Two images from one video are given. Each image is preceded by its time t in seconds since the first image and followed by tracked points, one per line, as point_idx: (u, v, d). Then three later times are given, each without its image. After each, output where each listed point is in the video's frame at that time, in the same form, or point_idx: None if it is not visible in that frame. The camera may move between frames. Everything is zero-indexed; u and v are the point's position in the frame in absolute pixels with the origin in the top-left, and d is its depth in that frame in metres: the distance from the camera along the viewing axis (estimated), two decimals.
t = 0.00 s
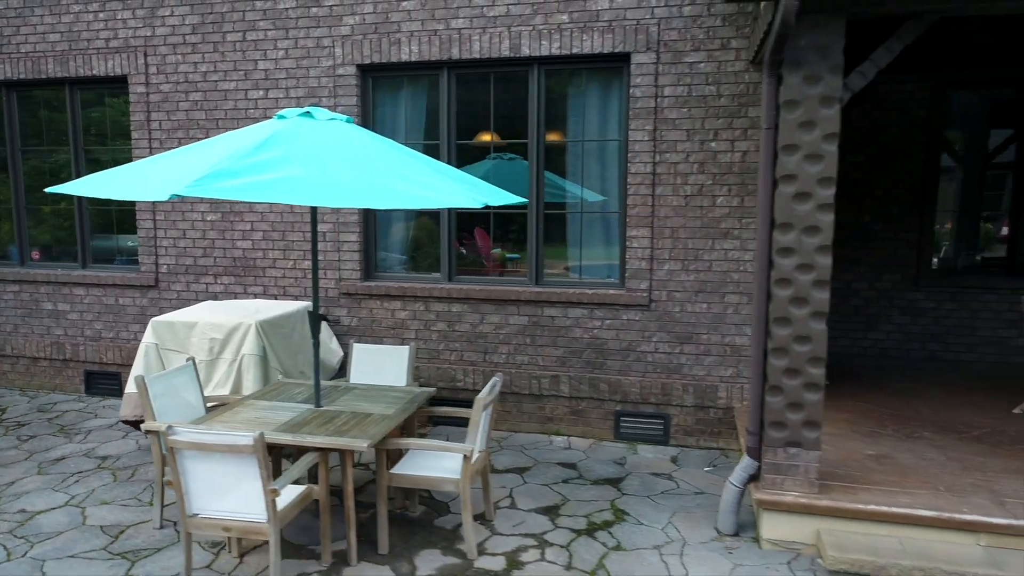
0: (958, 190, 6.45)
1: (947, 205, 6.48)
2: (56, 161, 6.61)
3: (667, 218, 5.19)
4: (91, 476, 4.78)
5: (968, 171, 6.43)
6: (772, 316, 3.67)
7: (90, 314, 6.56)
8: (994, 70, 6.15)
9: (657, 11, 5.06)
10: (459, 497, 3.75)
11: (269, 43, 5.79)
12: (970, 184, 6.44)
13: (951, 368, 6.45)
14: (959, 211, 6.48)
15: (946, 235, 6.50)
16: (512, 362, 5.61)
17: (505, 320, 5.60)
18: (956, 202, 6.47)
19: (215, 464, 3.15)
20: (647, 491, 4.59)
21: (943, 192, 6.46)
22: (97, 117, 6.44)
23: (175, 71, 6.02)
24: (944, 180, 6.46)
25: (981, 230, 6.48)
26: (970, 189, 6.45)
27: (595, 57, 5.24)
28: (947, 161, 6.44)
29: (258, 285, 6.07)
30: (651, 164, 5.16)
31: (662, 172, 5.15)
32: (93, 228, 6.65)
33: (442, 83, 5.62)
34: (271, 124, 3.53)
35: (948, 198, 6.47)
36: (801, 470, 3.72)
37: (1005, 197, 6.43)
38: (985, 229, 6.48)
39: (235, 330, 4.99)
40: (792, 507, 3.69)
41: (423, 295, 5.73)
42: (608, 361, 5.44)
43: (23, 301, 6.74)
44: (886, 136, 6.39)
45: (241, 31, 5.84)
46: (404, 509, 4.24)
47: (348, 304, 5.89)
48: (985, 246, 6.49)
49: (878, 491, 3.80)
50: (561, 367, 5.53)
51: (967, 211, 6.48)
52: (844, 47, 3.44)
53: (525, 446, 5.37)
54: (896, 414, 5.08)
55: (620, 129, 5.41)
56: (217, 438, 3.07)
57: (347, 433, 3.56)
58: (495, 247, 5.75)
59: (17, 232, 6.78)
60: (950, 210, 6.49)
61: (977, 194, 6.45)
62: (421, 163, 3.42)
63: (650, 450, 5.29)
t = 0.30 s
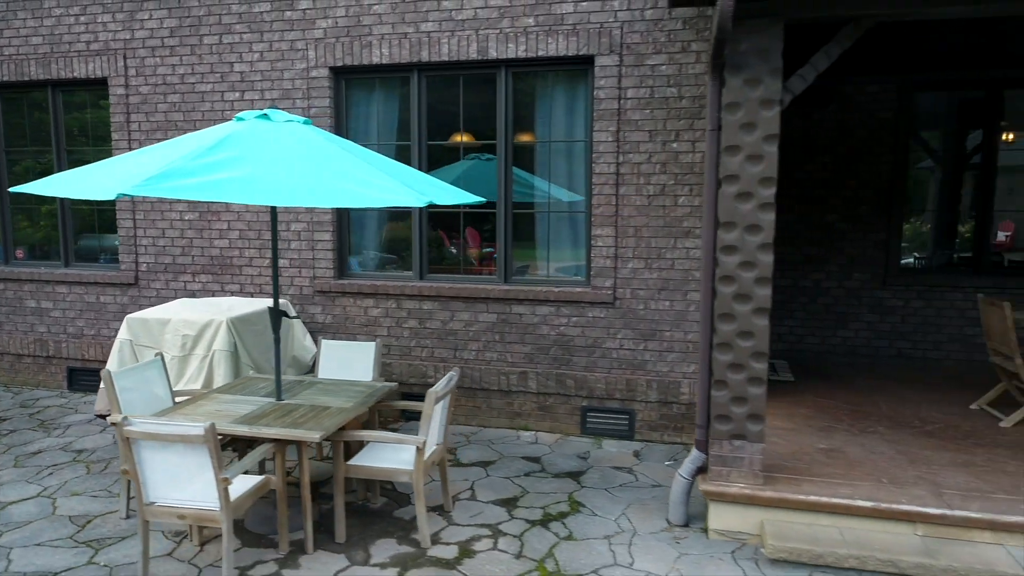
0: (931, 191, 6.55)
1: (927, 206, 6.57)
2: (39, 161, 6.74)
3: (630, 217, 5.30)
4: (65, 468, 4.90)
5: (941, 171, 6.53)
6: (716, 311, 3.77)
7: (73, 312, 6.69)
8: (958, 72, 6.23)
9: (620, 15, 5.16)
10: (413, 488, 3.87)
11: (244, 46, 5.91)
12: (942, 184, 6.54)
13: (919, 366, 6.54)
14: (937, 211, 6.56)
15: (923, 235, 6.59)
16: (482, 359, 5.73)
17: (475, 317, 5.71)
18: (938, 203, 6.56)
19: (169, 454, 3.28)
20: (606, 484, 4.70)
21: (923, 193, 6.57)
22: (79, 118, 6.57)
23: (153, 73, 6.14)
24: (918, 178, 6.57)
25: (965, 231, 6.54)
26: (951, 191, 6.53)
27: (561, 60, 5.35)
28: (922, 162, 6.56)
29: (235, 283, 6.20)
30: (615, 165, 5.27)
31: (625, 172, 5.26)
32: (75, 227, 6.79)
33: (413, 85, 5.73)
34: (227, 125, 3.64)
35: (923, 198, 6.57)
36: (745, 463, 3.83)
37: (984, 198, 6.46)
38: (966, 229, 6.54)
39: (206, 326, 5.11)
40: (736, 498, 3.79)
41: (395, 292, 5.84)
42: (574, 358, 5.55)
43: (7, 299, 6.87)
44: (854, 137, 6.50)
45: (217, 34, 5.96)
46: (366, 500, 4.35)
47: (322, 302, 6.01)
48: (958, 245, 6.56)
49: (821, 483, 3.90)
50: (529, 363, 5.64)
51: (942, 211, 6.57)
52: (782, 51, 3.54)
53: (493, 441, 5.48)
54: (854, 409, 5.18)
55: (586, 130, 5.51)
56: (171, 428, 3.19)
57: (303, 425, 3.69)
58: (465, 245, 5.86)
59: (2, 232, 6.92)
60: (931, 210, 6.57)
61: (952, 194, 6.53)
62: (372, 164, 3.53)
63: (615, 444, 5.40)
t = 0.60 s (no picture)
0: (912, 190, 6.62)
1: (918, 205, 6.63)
2: (23, 161, 6.86)
3: (596, 216, 5.40)
4: (41, 461, 5.02)
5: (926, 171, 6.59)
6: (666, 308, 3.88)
7: (56, 309, 6.80)
8: (927, 74, 6.32)
9: (586, 17, 5.26)
10: (372, 479, 3.97)
11: (221, 48, 6.01)
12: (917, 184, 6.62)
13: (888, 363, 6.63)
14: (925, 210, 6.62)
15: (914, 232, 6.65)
16: (453, 355, 5.83)
17: (446, 314, 5.81)
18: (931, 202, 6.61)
19: (128, 443, 3.39)
20: (568, 477, 4.80)
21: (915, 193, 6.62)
22: (62, 119, 6.69)
23: (133, 75, 6.25)
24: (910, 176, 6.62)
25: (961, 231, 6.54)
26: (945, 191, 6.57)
27: (529, 61, 5.46)
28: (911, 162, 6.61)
29: (213, 281, 6.31)
30: (581, 165, 5.37)
31: (591, 172, 5.36)
32: (59, 226, 6.91)
33: (385, 86, 5.84)
34: (187, 127, 3.75)
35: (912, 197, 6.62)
36: (695, 454, 3.93)
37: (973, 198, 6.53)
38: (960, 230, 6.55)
39: (180, 323, 5.21)
40: (685, 489, 3.89)
41: (368, 290, 5.95)
42: (543, 354, 5.65)
43: None
44: (823, 137, 6.60)
45: (195, 37, 6.07)
46: (331, 492, 4.47)
47: (298, 299, 6.12)
48: (934, 244, 6.63)
49: (770, 475, 4.00)
50: (499, 359, 5.74)
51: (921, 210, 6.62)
52: (726, 54, 3.65)
53: (463, 436, 5.58)
54: (815, 404, 5.27)
55: (554, 130, 5.61)
56: (128, 419, 3.31)
57: (262, 417, 3.80)
58: (436, 244, 5.97)
59: None
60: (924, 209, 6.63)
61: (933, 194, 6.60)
62: (325, 165, 3.63)
63: (581, 439, 5.50)
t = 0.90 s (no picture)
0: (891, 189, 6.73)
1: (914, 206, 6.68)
2: (7, 161, 6.97)
3: (564, 215, 5.50)
4: (18, 454, 5.13)
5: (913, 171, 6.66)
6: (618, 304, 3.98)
7: (39, 307, 6.92)
8: (892, 75, 6.46)
9: (553, 20, 5.37)
10: (333, 471, 4.08)
11: (199, 50, 6.12)
12: (890, 183, 6.72)
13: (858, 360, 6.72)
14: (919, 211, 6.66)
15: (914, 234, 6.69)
16: (426, 352, 5.94)
17: (419, 312, 5.92)
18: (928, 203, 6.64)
19: (90, 435, 3.49)
20: (532, 470, 4.90)
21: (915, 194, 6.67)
22: (45, 120, 6.81)
23: (114, 77, 6.37)
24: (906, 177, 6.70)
25: (954, 232, 6.61)
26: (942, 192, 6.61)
27: (499, 63, 5.57)
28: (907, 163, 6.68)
29: (193, 279, 6.41)
30: (549, 164, 5.47)
31: (559, 172, 5.47)
32: (43, 225, 7.03)
33: (360, 88, 5.95)
34: (154, 127, 3.86)
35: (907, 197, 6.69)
36: (648, 447, 4.03)
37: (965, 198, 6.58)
38: (953, 231, 6.61)
39: (155, 320, 5.32)
40: (638, 481, 3.99)
41: (343, 288, 6.05)
42: (513, 350, 5.75)
43: None
44: (794, 138, 6.70)
45: (174, 39, 6.17)
46: (298, 484, 4.58)
47: (275, 297, 6.23)
48: (906, 243, 6.73)
49: (722, 467, 4.10)
50: (471, 356, 5.85)
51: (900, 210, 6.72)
52: (675, 57, 3.75)
53: (434, 431, 5.68)
54: (779, 399, 5.37)
55: (525, 130, 5.71)
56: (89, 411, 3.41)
57: (225, 411, 3.91)
58: (410, 243, 6.07)
59: None
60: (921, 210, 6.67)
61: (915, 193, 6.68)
62: (285, 165, 3.74)
63: (550, 434, 5.60)
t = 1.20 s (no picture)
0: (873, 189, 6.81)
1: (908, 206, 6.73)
2: None
3: (533, 214, 5.60)
4: None
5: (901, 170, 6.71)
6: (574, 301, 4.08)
7: (23, 305, 7.03)
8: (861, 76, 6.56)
9: (521, 23, 5.47)
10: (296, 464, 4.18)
11: (178, 52, 6.22)
12: (863, 182, 6.82)
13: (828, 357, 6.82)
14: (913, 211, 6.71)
15: (910, 235, 6.74)
16: (400, 349, 6.04)
17: (393, 309, 6.02)
18: (922, 203, 6.70)
19: (55, 427, 3.59)
20: (498, 464, 5.00)
21: (908, 194, 6.73)
22: (29, 121, 6.92)
23: (94, 78, 6.47)
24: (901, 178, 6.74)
25: (945, 233, 6.67)
26: (935, 192, 6.66)
27: (469, 65, 5.67)
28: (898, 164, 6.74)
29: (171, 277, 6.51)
30: (518, 165, 5.58)
31: (528, 172, 5.57)
32: (26, 225, 7.14)
33: (335, 89, 6.05)
34: (119, 128, 3.96)
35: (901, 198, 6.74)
36: (603, 440, 4.13)
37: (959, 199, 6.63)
38: (944, 232, 6.67)
39: (131, 317, 5.42)
40: (593, 473, 4.09)
41: (318, 286, 6.16)
42: (484, 347, 5.85)
43: None
44: (765, 138, 6.80)
45: (153, 41, 6.28)
46: (267, 477, 4.68)
47: (252, 295, 6.33)
48: (874, 242, 6.83)
49: (675, 460, 4.20)
50: (443, 353, 5.95)
51: (880, 210, 6.79)
52: (626, 60, 3.85)
53: (406, 426, 5.79)
54: (743, 395, 5.47)
55: (495, 131, 5.81)
56: (53, 403, 3.51)
57: (190, 405, 4.02)
58: (384, 242, 6.17)
59: None
60: (915, 210, 6.72)
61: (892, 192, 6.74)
62: (245, 165, 3.85)
63: (520, 430, 5.71)
